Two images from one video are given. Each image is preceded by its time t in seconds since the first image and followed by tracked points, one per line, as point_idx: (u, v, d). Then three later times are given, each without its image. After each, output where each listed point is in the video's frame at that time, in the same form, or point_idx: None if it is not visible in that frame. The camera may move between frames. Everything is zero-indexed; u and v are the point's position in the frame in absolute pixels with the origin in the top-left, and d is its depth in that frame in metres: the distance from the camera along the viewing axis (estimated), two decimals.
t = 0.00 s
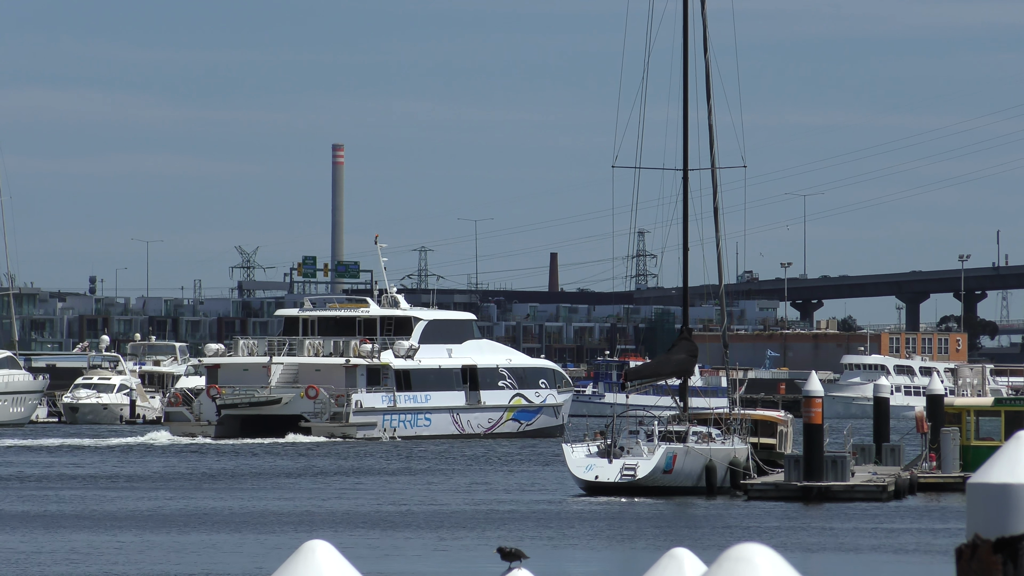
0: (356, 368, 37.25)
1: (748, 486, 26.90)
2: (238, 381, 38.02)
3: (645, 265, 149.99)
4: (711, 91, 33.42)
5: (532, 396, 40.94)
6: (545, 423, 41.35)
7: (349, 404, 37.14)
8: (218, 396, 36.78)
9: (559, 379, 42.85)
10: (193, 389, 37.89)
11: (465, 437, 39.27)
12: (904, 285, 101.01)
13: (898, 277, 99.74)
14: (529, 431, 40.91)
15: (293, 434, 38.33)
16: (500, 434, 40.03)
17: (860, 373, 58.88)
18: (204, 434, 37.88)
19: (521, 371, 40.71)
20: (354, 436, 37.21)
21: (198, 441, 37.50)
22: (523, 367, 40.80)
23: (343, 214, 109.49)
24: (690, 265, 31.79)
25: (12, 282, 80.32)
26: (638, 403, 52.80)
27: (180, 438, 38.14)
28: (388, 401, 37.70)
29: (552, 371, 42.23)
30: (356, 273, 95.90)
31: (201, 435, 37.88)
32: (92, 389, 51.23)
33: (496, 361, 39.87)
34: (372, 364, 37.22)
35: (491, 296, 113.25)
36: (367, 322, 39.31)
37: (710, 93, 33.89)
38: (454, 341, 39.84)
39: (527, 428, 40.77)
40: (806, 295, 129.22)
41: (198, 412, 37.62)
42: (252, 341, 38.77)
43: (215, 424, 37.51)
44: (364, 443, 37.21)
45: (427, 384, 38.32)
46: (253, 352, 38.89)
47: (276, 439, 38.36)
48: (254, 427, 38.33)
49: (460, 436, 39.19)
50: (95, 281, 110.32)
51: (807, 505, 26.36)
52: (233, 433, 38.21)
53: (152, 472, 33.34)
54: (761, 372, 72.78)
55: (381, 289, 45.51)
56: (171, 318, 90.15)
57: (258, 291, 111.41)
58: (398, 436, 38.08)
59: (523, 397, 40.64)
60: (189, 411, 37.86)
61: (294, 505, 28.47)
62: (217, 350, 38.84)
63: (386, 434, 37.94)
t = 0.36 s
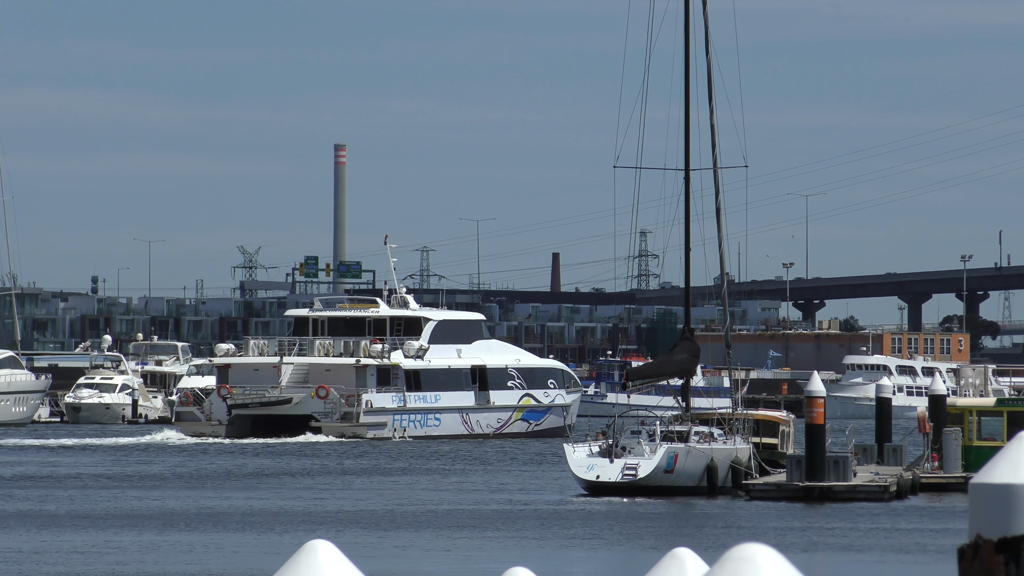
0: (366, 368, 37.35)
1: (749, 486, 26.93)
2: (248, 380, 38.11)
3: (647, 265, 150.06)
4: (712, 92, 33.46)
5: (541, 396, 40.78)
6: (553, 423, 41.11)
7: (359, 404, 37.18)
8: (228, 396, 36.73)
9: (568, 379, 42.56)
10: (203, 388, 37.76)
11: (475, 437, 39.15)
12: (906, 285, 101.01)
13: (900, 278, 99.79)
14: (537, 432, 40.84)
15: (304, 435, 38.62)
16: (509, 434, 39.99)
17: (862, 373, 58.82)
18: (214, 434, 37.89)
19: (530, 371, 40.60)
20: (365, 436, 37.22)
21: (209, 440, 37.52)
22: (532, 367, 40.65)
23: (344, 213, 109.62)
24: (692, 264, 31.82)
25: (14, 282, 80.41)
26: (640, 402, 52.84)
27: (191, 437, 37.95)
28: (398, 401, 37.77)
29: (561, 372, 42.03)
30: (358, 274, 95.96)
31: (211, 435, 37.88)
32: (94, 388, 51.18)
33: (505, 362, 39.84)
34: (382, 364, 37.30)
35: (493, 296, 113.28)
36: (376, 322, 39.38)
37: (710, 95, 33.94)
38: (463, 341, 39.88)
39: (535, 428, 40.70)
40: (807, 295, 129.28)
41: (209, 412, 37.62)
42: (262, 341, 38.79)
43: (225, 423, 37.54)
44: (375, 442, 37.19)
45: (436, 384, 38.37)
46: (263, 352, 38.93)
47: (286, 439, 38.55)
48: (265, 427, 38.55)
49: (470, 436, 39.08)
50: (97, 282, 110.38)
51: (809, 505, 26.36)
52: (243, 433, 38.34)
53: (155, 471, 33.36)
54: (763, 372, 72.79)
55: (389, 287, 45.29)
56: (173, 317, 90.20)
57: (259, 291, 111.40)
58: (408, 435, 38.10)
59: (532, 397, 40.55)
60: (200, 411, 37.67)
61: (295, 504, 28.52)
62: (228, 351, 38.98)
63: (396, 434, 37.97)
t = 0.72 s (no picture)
0: (377, 366, 37.34)
1: (752, 484, 27.00)
2: (259, 378, 37.83)
3: (650, 262, 150.09)
4: (715, 89, 33.44)
5: (551, 393, 41.09)
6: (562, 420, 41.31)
7: (370, 401, 37.11)
8: (239, 393, 36.43)
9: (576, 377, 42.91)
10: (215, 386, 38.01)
11: (485, 434, 39.25)
12: (909, 282, 101.04)
13: (902, 275, 99.80)
14: (546, 429, 41.03)
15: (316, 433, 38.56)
16: (519, 431, 40.12)
17: (865, 371, 58.70)
18: (225, 431, 37.88)
19: (540, 368, 40.91)
20: (375, 433, 37.28)
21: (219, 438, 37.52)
22: (540, 364, 40.97)
23: (347, 211, 109.69)
24: (694, 260, 31.93)
25: (16, 279, 80.44)
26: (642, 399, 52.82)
27: (202, 436, 38.14)
28: (408, 399, 37.73)
29: (569, 369, 42.26)
30: (360, 271, 95.96)
31: (222, 432, 37.90)
32: (96, 385, 51.24)
33: (514, 359, 39.93)
34: (393, 362, 37.26)
35: (495, 292, 113.22)
36: (386, 319, 39.43)
37: (712, 93, 33.92)
38: (472, 339, 39.84)
39: (544, 425, 40.86)
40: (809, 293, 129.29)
41: (220, 409, 37.62)
42: (273, 340, 38.35)
43: (236, 420, 37.53)
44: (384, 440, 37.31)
45: (446, 381, 38.39)
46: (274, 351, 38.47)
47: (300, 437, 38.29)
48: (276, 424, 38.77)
49: (480, 433, 39.20)
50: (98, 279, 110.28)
51: (812, 502, 26.39)
52: (254, 429, 38.57)
53: (158, 469, 33.43)
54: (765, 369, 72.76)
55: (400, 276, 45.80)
56: (175, 316, 90.17)
57: (261, 288, 111.41)
58: (419, 433, 38.12)
59: (541, 395, 40.81)
60: (211, 408, 38.01)
61: (298, 502, 28.57)
62: (237, 348, 38.60)
63: (406, 431, 38.02)
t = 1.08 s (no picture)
0: (386, 364, 37.29)
1: (753, 481, 27.09)
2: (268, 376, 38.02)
3: (651, 260, 150.15)
4: (716, 88, 33.54)
5: (559, 391, 41.17)
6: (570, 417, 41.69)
7: (379, 399, 37.14)
8: (249, 391, 36.91)
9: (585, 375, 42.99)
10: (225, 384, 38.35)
11: (494, 432, 39.53)
12: (910, 280, 101.12)
13: (904, 273, 99.85)
14: (554, 427, 41.16)
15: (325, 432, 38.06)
16: (527, 429, 40.35)
17: (867, 369, 58.70)
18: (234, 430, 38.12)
19: (549, 366, 41.00)
20: (384, 432, 37.24)
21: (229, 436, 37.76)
22: (549, 363, 40.99)
23: (348, 209, 109.71)
24: (695, 260, 31.91)
25: (18, 278, 80.44)
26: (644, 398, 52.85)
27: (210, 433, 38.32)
28: (417, 396, 37.77)
29: (576, 367, 42.30)
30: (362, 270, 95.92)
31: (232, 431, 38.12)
32: (97, 383, 51.18)
33: (522, 357, 40.12)
34: (402, 360, 37.18)
35: (497, 290, 113.30)
36: (395, 318, 39.34)
37: (713, 91, 34.00)
38: (481, 337, 39.92)
39: (553, 423, 41.06)
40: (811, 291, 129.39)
41: (230, 407, 38.04)
42: (283, 337, 38.83)
43: (246, 418, 37.79)
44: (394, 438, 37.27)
45: (455, 378, 38.49)
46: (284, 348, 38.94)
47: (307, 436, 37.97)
48: (286, 421, 38.45)
49: (488, 431, 39.46)
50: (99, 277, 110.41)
51: (813, 500, 26.44)
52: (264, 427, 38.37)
53: (161, 467, 33.48)
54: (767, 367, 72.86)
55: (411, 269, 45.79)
56: (177, 314, 90.15)
57: (263, 286, 111.42)
58: (427, 431, 38.14)
59: (549, 393, 40.93)
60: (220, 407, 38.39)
61: (300, 500, 28.64)
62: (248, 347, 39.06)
63: (415, 429, 37.96)
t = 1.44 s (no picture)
0: (392, 362, 37.40)
1: (752, 479, 27.11)
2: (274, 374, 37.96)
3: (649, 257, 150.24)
4: (714, 85, 33.54)
5: (563, 389, 40.95)
6: (576, 416, 41.40)
7: (385, 398, 37.18)
8: (255, 389, 36.88)
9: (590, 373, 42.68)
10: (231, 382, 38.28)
11: (500, 430, 39.42)
12: (909, 277, 101.16)
13: (902, 271, 99.91)
14: (558, 425, 40.95)
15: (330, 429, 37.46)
16: (531, 427, 40.17)
17: (864, 366, 58.89)
18: (241, 428, 38.05)
19: (553, 365, 40.86)
20: (391, 430, 37.21)
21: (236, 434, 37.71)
22: (555, 361, 40.99)
23: (346, 206, 110.05)
24: (693, 257, 31.92)
25: (16, 276, 80.31)
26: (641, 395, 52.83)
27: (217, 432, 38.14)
28: (423, 395, 37.72)
29: (582, 365, 42.17)
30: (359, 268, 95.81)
31: (238, 429, 38.05)
32: (95, 381, 51.21)
33: (528, 355, 40.15)
34: (408, 358, 37.30)
35: (494, 288, 113.15)
36: (401, 316, 39.30)
37: (712, 89, 34.01)
38: (486, 336, 39.83)
39: (557, 421, 40.81)
40: (809, 289, 129.46)
41: (236, 405, 37.95)
42: (289, 336, 39.08)
43: (252, 417, 37.76)
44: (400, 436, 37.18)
45: (461, 377, 38.51)
46: (290, 347, 39.21)
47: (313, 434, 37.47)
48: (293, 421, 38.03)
49: (493, 429, 39.35)
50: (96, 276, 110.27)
51: (811, 497, 26.42)
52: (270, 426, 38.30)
53: (159, 465, 33.48)
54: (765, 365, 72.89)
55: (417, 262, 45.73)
56: (175, 312, 90.01)
57: (262, 285, 111.25)
58: (433, 429, 38.06)
59: (554, 391, 40.72)
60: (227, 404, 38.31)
61: (298, 498, 28.61)
62: (254, 345, 39.23)
63: (421, 427, 37.89)
